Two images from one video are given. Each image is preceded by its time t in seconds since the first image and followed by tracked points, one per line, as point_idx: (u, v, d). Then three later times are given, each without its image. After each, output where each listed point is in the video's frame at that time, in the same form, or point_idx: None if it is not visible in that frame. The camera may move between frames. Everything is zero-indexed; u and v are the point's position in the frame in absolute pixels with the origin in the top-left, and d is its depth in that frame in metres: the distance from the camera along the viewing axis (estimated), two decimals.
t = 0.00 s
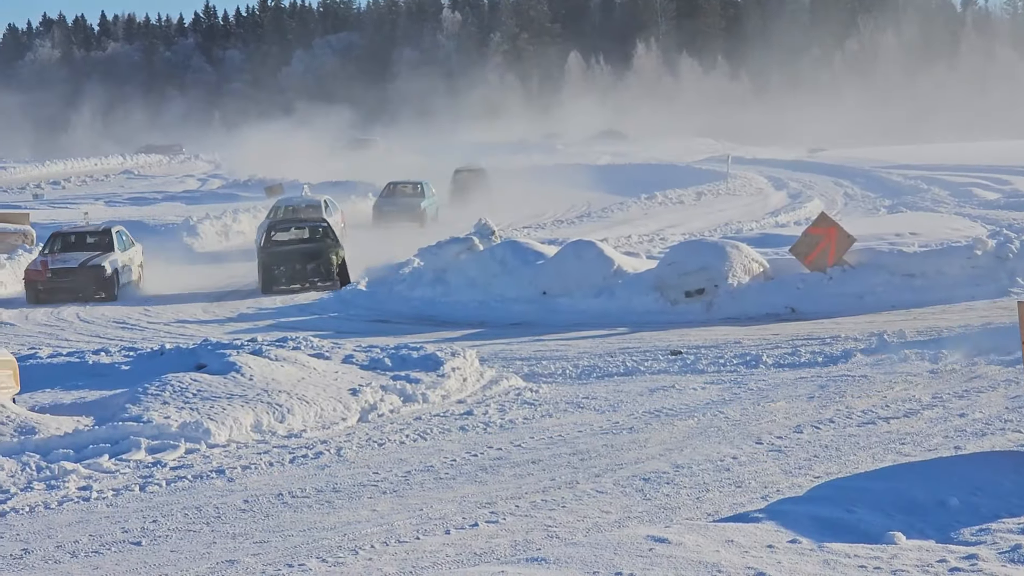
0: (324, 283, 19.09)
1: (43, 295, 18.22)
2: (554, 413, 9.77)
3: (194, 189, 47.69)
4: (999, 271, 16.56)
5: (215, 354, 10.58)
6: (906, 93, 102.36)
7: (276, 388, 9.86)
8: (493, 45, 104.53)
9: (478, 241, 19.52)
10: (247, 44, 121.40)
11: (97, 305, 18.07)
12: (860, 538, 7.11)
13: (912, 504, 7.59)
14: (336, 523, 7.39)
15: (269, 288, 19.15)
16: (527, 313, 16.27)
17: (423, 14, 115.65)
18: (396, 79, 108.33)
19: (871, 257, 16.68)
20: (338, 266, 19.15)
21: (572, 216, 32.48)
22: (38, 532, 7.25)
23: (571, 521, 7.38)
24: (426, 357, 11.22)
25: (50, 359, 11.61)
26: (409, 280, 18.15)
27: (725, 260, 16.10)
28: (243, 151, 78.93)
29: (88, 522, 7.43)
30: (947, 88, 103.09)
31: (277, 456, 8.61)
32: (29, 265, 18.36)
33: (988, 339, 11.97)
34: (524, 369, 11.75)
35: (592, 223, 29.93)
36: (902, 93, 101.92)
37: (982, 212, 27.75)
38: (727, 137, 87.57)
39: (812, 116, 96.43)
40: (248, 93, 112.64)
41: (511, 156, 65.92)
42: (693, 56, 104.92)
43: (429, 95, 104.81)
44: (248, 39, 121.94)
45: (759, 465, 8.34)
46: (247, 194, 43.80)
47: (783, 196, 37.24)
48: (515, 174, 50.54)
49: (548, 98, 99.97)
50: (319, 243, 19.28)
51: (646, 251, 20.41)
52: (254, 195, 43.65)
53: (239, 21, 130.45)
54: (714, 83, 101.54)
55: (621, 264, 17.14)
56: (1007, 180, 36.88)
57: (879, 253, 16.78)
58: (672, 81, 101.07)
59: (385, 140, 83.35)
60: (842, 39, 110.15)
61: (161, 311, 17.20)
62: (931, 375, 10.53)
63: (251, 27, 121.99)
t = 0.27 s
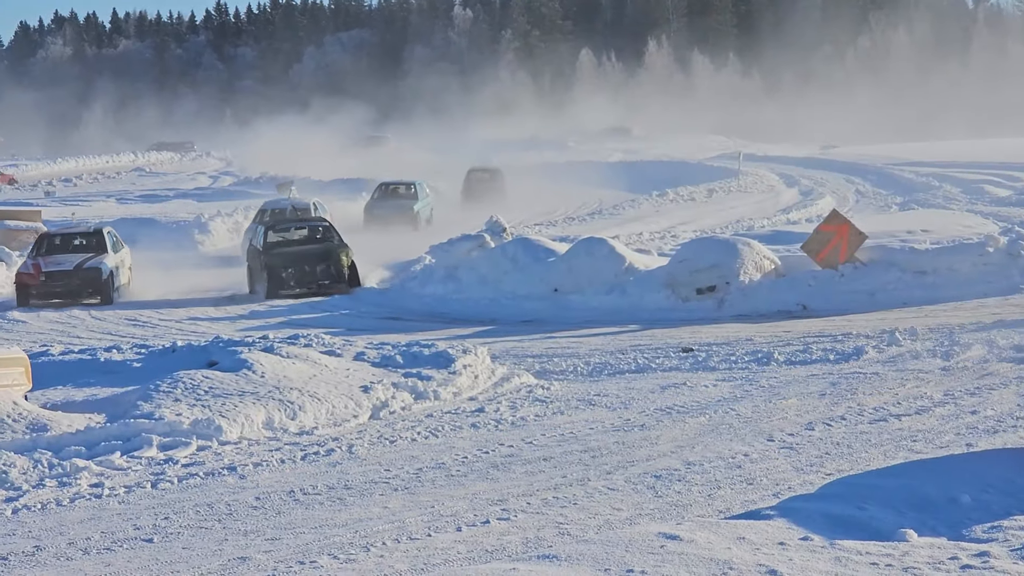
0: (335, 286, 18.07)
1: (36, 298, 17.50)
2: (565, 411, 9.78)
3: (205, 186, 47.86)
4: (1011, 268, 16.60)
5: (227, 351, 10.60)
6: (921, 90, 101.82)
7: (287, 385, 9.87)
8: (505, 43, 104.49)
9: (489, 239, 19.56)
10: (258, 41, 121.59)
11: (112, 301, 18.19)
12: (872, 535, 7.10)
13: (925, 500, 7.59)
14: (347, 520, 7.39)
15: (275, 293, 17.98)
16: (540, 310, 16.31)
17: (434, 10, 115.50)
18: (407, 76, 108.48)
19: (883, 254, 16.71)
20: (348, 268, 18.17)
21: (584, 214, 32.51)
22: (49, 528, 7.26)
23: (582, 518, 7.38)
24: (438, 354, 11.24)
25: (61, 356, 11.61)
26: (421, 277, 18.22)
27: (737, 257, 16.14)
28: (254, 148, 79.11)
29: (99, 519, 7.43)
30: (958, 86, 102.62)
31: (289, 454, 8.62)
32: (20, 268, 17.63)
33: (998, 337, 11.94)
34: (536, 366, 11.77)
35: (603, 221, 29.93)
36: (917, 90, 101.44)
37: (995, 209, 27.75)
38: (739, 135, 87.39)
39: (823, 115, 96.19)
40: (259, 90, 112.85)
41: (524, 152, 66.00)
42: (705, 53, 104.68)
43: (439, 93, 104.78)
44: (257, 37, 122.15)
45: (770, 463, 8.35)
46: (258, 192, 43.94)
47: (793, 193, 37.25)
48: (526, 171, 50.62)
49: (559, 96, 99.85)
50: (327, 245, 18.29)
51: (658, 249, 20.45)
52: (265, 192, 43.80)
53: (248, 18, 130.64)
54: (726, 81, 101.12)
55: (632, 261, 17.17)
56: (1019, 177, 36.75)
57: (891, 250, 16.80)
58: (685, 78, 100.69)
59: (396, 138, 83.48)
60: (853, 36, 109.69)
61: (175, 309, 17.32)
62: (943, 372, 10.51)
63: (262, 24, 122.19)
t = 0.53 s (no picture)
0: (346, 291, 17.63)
1: (31, 299, 17.07)
2: (573, 408, 9.78)
3: (213, 183, 47.97)
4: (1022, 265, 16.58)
5: (235, 348, 10.61)
6: (932, 87, 101.58)
7: (295, 382, 9.88)
8: (513, 39, 104.45)
9: (497, 237, 19.54)
10: (266, 39, 121.80)
11: (124, 301, 18.31)
12: (882, 532, 7.09)
13: (933, 498, 7.59)
14: (355, 517, 7.39)
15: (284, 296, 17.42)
16: (549, 307, 16.30)
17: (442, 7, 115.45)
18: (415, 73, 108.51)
19: (892, 251, 16.71)
20: (358, 272, 17.80)
21: (592, 211, 32.51)
22: (58, 526, 7.26)
23: (590, 515, 7.37)
24: (446, 351, 11.23)
25: (70, 354, 11.63)
26: (430, 275, 18.26)
27: (746, 255, 16.12)
28: (262, 146, 79.23)
29: (109, 516, 7.43)
30: (966, 83, 102.30)
31: (297, 451, 8.63)
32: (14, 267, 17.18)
33: (1007, 334, 11.92)
34: (546, 363, 11.76)
35: (611, 218, 29.94)
36: (928, 87, 101.22)
37: (1005, 206, 27.72)
38: (749, 132, 87.22)
39: (832, 112, 96.06)
40: (266, 87, 113.00)
41: (533, 149, 66.07)
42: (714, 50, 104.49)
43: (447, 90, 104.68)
44: (263, 34, 122.32)
45: (779, 459, 8.34)
46: (266, 189, 44.03)
47: (801, 190, 37.24)
48: (533, 168, 50.64)
49: (568, 93, 99.63)
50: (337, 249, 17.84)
51: (668, 246, 20.43)
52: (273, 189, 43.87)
53: (255, 15, 130.79)
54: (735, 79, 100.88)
55: (641, 259, 17.16)
56: None
57: (900, 247, 16.79)
58: (693, 75, 100.49)
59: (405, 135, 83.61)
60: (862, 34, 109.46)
61: (187, 310, 17.40)
62: (953, 370, 10.49)
63: (270, 21, 122.38)
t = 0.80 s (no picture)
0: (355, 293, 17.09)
1: (30, 300, 16.86)
2: (578, 405, 9.79)
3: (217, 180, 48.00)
4: None
5: (240, 345, 10.61)
6: (939, 84, 101.45)
7: (300, 379, 9.89)
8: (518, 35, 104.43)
9: (502, 235, 19.56)
10: (271, 34, 121.99)
11: (131, 301, 18.38)
12: (886, 530, 7.09)
13: (937, 495, 7.59)
14: (360, 514, 7.40)
15: (292, 298, 16.83)
16: (553, 305, 16.33)
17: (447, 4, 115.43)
18: (420, 70, 108.47)
19: (896, 249, 16.72)
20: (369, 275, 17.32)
21: (597, 208, 32.51)
22: (63, 523, 7.26)
23: (594, 513, 7.37)
24: (451, 348, 11.24)
25: (75, 351, 11.64)
26: (434, 273, 18.28)
27: (750, 252, 16.14)
28: (268, 143, 79.42)
29: (113, 513, 7.43)
30: (972, 81, 102.17)
31: (302, 448, 8.64)
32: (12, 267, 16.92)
33: (1012, 331, 11.94)
34: (550, 360, 11.77)
35: (616, 215, 29.98)
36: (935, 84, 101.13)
37: (1010, 203, 27.74)
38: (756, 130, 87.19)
39: (836, 109, 96.04)
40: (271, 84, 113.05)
41: (539, 146, 66.14)
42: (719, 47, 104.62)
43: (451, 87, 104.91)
44: (267, 29, 122.43)
45: (783, 457, 8.34)
46: (270, 186, 44.07)
47: (806, 187, 37.25)
48: (538, 165, 50.69)
49: (572, 90, 99.60)
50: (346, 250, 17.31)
51: (673, 243, 20.45)
52: (277, 186, 43.90)
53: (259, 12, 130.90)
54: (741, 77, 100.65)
55: (646, 256, 17.17)
56: None
57: (905, 245, 16.81)
58: (698, 73, 100.33)
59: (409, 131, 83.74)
60: (867, 31, 109.37)
61: (192, 309, 17.46)
62: (958, 367, 10.49)
63: (275, 18, 122.55)
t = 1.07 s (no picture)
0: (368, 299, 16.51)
1: (38, 304, 16.51)
2: (580, 402, 9.78)
3: (217, 178, 48.01)
4: None
5: (241, 342, 10.61)
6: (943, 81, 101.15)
7: (301, 376, 9.89)
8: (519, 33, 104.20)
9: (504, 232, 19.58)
10: (273, 33, 122.00)
11: (134, 301, 18.40)
12: (886, 527, 7.10)
13: (940, 492, 7.59)
14: (361, 512, 7.38)
15: (306, 305, 16.21)
16: (555, 303, 16.34)
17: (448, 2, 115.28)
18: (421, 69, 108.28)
19: (898, 247, 16.76)
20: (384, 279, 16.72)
21: (598, 205, 32.50)
22: (65, 520, 7.27)
23: (595, 510, 7.38)
24: (452, 345, 11.23)
25: (76, 348, 11.64)
26: (435, 271, 18.31)
27: (751, 250, 16.14)
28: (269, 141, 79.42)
29: (115, 510, 7.44)
30: (973, 78, 102.02)
31: (303, 445, 8.63)
32: (15, 271, 16.52)
33: (1013, 328, 11.93)
34: (551, 357, 11.79)
35: (616, 213, 29.96)
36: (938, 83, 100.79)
37: (1010, 200, 27.75)
38: (758, 128, 87.09)
39: (838, 109, 96.02)
40: (273, 83, 113.10)
41: (541, 144, 66.14)
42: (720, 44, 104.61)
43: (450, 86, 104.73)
44: (269, 29, 122.38)
45: (784, 454, 8.35)
46: (272, 183, 44.11)
47: (808, 184, 37.26)
48: (539, 163, 50.70)
49: (573, 88, 99.54)
50: (357, 252, 16.70)
51: (674, 240, 20.46)
52: (279, 184, 43.92)
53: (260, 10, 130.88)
54: (742, 76, 100.47)
55: (647, 254, 17.18)
56: None
57: (906, 242, 16.85)
58: (699, 71, 100.18)
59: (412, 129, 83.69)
60: (867, 29, 109.29)
61: (193, 308, 17.46)
62: (959, 365, 10.50)
63: (276, 16, 122.51)
